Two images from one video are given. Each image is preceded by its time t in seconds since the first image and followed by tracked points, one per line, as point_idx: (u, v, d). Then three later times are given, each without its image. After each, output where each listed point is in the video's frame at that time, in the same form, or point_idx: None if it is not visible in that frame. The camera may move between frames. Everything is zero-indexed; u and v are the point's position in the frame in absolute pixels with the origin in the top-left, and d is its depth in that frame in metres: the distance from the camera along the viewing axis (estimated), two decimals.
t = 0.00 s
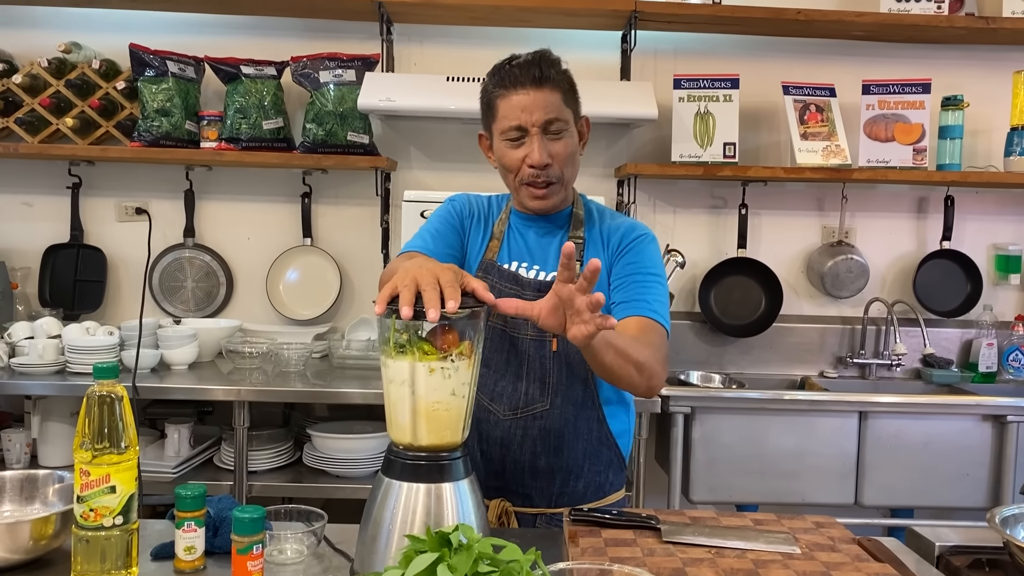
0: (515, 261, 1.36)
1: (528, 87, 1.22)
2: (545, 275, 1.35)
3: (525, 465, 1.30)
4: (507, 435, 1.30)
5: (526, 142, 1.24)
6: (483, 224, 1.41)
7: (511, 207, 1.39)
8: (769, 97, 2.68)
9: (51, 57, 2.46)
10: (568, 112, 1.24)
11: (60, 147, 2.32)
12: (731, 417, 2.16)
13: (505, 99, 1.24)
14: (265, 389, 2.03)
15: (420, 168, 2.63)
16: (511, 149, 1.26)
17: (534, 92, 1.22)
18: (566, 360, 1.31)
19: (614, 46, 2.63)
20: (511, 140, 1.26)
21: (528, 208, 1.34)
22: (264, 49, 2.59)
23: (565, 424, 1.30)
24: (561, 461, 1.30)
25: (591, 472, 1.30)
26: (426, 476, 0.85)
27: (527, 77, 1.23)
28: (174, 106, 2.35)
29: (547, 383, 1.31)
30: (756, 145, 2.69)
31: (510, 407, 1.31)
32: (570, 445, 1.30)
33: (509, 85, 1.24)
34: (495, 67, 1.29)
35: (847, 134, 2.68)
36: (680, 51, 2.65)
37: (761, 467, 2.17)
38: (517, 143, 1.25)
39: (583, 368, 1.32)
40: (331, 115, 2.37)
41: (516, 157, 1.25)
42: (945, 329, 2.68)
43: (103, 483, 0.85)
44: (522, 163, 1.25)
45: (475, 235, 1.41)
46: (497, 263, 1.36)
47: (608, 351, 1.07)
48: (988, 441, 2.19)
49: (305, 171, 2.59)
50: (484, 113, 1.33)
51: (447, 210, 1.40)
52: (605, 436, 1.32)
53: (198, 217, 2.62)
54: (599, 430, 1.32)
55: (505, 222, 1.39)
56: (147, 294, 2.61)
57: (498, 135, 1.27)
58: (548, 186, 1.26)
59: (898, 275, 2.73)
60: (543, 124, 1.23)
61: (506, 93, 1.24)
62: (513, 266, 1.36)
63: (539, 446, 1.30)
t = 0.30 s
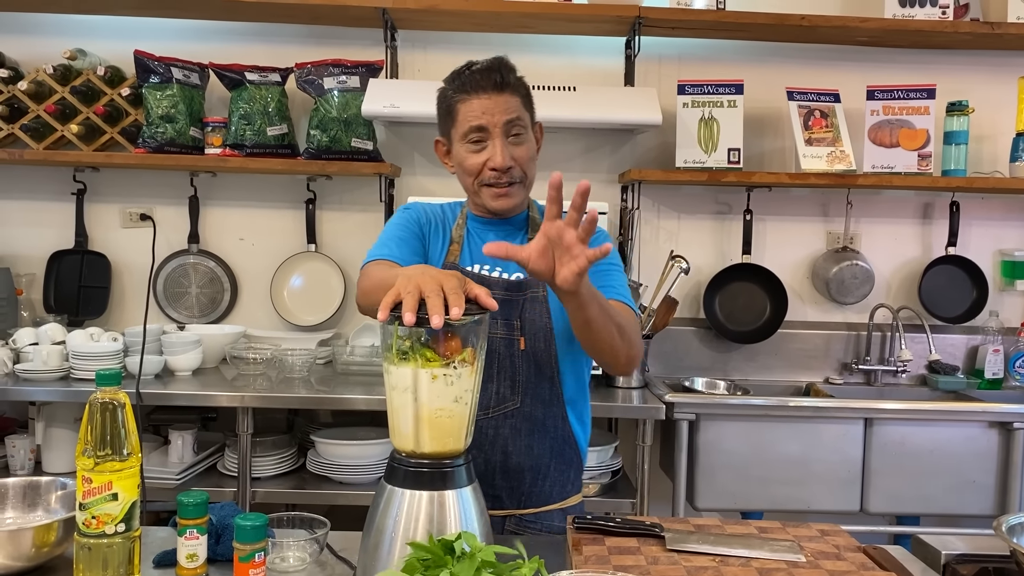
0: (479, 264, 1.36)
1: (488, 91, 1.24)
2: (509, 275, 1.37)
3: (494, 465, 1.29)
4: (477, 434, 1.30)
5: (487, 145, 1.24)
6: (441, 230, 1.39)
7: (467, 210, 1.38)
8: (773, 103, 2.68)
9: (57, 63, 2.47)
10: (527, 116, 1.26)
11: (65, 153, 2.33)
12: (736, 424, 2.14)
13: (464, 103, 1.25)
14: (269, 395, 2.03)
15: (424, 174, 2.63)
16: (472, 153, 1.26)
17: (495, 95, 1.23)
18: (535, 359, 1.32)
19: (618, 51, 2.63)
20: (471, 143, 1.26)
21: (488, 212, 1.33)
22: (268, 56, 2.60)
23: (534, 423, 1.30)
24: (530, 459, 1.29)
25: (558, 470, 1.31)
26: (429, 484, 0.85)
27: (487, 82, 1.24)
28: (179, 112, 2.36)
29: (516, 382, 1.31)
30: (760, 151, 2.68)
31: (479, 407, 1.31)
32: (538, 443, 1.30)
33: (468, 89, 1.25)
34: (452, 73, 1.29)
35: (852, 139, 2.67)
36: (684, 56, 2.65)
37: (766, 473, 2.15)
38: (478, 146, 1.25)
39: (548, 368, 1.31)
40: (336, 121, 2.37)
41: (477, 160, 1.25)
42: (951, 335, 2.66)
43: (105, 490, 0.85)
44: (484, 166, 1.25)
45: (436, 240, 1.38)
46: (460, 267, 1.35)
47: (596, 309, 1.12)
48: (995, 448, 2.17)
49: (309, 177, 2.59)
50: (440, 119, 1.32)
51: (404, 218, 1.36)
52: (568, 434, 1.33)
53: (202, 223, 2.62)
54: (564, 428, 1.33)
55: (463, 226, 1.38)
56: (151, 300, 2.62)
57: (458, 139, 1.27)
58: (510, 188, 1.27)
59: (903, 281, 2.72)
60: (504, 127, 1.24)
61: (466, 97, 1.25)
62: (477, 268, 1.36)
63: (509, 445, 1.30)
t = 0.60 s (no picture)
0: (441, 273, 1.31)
1: (450, 92, 1.21)
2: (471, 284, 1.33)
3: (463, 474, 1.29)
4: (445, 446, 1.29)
5: (446, 145, 1.21)
6: (400, 238, 1.35)
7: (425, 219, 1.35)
8: (776, 107, 2.68)
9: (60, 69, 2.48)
10: (488, 120, 1.24)
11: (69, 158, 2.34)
12: (739, 430, 2.13)
13: (425, 103, 1.22)
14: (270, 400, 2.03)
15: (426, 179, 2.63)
16: (431, 153, 1.22)
17: (457, 97, 1.21)
18: (499, 369, 1.31)
19: (621, 56, 2.63)
20: (430, 143, 1.22)
21: (446, 215, 1.28)
22: (271, 61, 2.61)
23: (500, 432, 1.30)
24: (498, 468, 1.29)
25: (528, 477, 1.30)
26: (426, 490, 0.84)
27: (449, 83, 1.21)
28: (181, 117, 2.36)
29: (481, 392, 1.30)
30: (763, 156, 2.68)
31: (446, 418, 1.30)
32: (505, 452, 1.29)
33: (429, 89, 1.22)
34: (413, 75, 1.26)
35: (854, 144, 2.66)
36: (686, 61, 2.65)
37: (769, 479, 2.14)
38: (437, 146, 1.21)
39: (513, 375, 1.31)
40: (338, 127, 2.38)
41: (436, 159, 1.21)
42: (955, 340, 2.65)
43: (101, 495, 0.84)
44: (443, 166, 1.21)
45: (396, 247, 1.34)
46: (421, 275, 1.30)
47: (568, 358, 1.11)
48: (999, 454, 2.16)
49: (311, 183, 2.60)
50: (400, 120, 1.28)
51: (361, 226, 1.30)
52: (534, 441, 1.31)
53: (205, 228, 2.62)
54: (529, 434, 1.31)
55: (422, 235, 1.34)
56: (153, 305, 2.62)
57: (417, 139, 1.23)
58: (469, 190, 1.23)
59: (907, 287, 2.71)
60: (464, 128, 1.21)
61: (427, 97, 1.22)
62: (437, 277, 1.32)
63: (477, 456, 1.29)
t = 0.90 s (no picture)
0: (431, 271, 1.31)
1: (432, 87, 1.21)
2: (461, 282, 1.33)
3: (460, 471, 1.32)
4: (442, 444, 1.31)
5: (428, 139, 1.20)
6: (389, 237, 1.35)
7: (414, 218, 1.35)
8: (780, 111, 2.67)
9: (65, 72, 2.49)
10: (470, 115, 1.23)
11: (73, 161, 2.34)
12: (744, 433, 2.12)
13: (408, 99, 1.22)
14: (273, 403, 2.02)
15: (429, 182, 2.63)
16: (413, 147, 1.21)
17: (439, 91, 1.21)
18: (493, 367, 1.31)
19: (624, 60, 2.63)
20: (414, 138, 1.22)
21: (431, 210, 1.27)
22: (274, 64, 2.61)
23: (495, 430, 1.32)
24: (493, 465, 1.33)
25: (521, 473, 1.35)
26: (429, 493, 0.84)
27: (431, 79, 1.22)
28: (185, 120, 2.37)
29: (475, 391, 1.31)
30: (768, 159, 2.67)
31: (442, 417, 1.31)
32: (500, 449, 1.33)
33: (413, 85, 1.22)
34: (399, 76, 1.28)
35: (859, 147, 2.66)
36: (690, 65, 2.65)
37: (774, 484, 2.12)
38: (420, 140, 1.21)
39: (506, 372, 1.32)
40: (342, 130, 2.38)
41: (418, 153, 1.21)
42: (960, 344, 2.64)
43: (102, 498, 0.84)
44: (425, 159, 1.20)
45: (385, 246, 1.34)
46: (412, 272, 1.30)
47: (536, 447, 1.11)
48: (1005, 459, 2.14)
49: (315, 186, 2.59)
50: (388, 119, 1.29)
51: (350, 227, 1.30)
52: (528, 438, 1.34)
53: (208, 232, 2.63)
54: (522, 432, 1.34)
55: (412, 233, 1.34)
56: (157, 308, 2.62)
57: (400, 134, 1.23)
58: (451, 182, 1.21)
59: (912, 290, 2.70)
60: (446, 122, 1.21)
61: (410, 93, 1.22)
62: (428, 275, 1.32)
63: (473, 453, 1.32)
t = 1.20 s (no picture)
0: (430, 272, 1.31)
1: (467, 88, 1.22)
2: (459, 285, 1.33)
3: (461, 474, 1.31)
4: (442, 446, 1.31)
5: (444, 133, 1.20)
6: (390, 238, 1.34)
7: (416, 219, 1.35)
8: (786, 112, 2.66)
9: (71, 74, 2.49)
10: (495, 125, 1.23)
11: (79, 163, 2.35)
12: (749, 436, 2.11)
13: (440, 91, 1.23)
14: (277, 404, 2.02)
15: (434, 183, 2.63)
16: (429, 137, 1.21)
17: (471, 94, 1.21)
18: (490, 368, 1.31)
19: (630, 61, 2.63)
20: (431, 129, 1.22)
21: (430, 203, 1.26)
22: (280, 66, 2.61)
23: (494, 431, 1.32)
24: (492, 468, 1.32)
25: (522, 477, 1.34)
26: (435, 495, 0.83)
27: (469, 81, 1.23)
28: (191, 122, 2.37)
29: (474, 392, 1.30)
30: (773, 161, 2.67)
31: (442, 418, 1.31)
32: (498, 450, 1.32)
33: (448, 80, 1.23)
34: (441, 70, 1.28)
35: (865, 149, 2.65)
36: (696, 66, 2.64)
37: (779, 486, 2.12)
38: (437, 133, 1.21)
39: (504, 374, 1.32)
40: (347, 132, 2.38)
41: (431, 143, 1.20)
42: (967, 346, 2.62)
43: (108, 500, 0.84)
44: (434, 150, 1.19)
45: (386, 246, 1.33)
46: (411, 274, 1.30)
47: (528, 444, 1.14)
48: (1012, 462, 2.13)
49: (320, 188, 2.60)
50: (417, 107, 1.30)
51: (350, 228, 1.30)
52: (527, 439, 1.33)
53: (214, 234, 2.63)
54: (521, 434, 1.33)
55: (413, 234, 1.34)
56: (162, 309, 2.62)
57: (422, 121, 1.23)
58: (453, 181, 1.20)
59: (918, 292, 2.69)
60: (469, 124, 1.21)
61: (442, 87, 1.23)
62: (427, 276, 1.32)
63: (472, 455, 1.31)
